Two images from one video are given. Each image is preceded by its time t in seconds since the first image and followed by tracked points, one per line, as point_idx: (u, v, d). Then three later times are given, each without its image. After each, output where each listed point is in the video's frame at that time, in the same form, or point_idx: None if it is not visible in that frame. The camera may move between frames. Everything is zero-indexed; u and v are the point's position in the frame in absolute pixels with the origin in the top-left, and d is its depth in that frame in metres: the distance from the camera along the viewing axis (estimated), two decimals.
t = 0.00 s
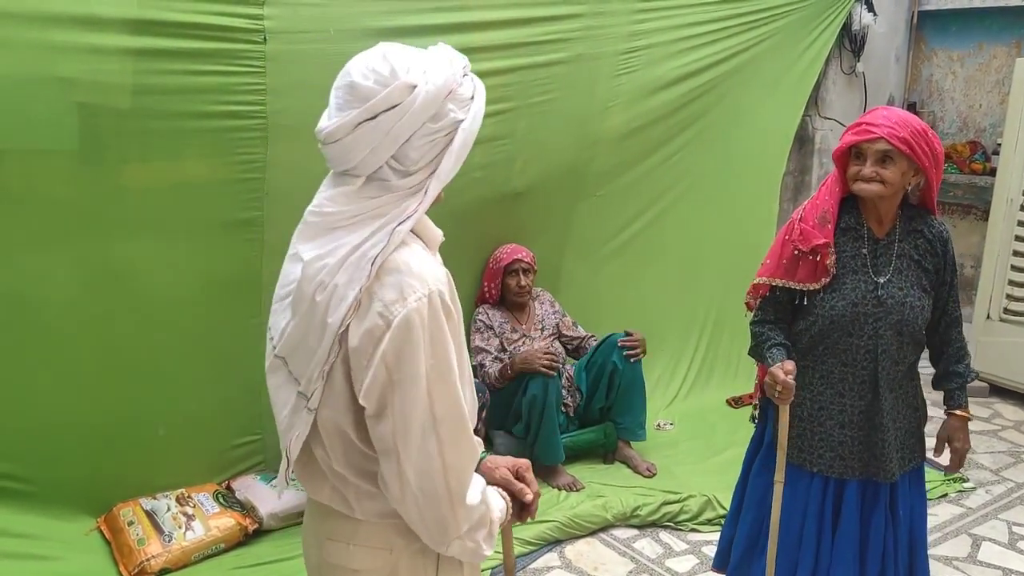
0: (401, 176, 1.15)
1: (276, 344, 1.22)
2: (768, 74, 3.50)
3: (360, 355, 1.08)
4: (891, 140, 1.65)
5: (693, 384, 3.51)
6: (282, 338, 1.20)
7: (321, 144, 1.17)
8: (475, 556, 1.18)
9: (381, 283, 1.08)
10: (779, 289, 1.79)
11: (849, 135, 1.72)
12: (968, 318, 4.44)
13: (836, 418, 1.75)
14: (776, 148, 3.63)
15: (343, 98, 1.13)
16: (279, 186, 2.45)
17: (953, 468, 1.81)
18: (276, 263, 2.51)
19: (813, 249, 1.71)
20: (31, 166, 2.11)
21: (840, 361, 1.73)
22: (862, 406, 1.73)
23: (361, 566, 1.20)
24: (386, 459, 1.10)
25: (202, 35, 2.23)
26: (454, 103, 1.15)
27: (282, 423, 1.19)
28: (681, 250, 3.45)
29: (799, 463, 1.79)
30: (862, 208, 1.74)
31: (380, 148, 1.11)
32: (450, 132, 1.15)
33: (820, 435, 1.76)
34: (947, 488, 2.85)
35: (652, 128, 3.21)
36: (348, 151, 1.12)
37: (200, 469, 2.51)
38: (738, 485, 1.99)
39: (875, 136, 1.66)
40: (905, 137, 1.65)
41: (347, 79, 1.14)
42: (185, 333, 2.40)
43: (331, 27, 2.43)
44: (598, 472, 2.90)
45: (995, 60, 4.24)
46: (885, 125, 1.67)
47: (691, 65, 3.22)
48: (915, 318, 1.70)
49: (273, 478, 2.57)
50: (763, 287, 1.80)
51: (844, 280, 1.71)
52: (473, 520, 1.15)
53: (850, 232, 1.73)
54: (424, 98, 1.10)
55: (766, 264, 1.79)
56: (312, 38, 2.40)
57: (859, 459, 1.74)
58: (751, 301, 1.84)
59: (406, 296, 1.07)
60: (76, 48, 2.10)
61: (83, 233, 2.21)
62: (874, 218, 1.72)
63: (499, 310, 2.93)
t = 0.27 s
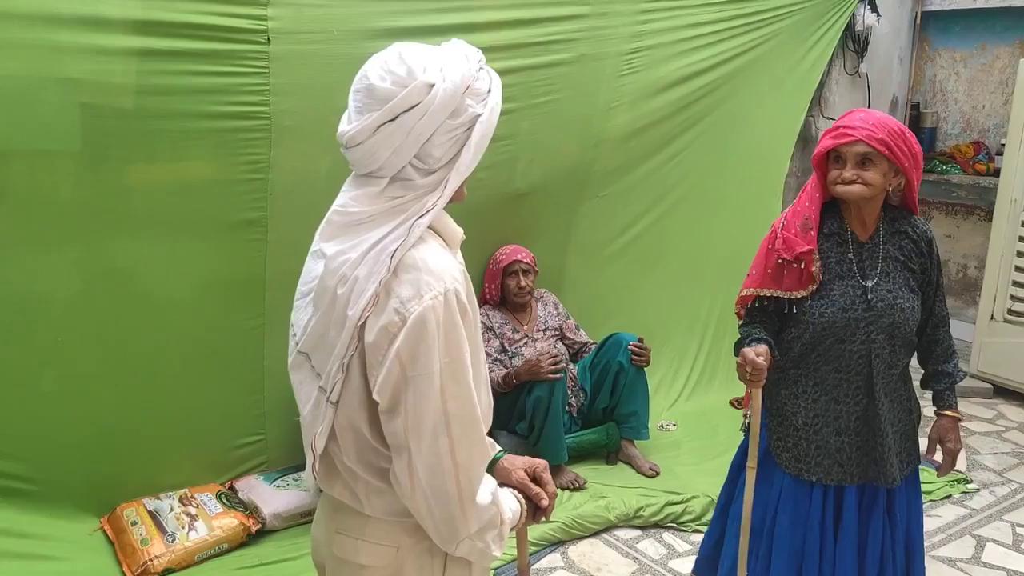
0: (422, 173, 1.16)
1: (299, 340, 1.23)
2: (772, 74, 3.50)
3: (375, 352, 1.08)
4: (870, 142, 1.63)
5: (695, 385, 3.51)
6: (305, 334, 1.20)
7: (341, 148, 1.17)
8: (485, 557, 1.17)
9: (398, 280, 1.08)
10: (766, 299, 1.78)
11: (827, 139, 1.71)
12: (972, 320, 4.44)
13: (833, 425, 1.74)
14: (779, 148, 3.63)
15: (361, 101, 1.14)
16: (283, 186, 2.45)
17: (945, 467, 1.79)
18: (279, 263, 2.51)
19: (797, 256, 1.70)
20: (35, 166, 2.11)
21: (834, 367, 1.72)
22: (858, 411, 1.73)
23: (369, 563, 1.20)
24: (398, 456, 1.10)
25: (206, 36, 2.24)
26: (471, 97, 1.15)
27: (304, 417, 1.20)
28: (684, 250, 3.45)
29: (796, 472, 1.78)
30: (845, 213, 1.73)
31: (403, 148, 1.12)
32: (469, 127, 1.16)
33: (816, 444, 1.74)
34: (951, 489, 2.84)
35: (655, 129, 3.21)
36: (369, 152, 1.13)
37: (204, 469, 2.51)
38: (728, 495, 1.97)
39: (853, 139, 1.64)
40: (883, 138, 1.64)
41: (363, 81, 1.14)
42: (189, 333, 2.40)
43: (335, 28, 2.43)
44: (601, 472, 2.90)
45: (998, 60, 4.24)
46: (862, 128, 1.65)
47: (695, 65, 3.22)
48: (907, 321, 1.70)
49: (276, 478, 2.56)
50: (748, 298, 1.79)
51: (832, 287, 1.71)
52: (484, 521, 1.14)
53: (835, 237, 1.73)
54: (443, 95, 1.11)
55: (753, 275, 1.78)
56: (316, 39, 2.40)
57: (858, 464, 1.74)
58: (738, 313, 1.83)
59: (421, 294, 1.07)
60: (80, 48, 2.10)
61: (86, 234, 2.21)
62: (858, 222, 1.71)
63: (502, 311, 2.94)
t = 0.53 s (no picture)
0: (434, 178, 1.16)
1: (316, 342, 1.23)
2: (775, 75, 3.50)
3: (393, 350, 1.09)
4: (819, 143, 1.63)
5: (699, 385, 3.51)
6: (321, 335, 1.20)
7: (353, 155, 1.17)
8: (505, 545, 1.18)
9: (413, 280, 1.09)
10: (729, 310, 1.77)
11: (778, 143, 1.70)
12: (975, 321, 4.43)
13: (809, 434, 1.70)
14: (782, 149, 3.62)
15: (372, 111, 1.13)
16: (286, 186, 2.45)
17: (918, 471, 1.77)
18: (282, 264, 2.51)
19: (756, 265, 1.69)
20: (39, 167, 2.11)
21: (805, 375, 1.70)
22: (833, 419, 1.70)
23: (386, 559, 1.20)
24: (419, 451, 1.11)
25: (210, 36, 2.24)
26: (480, 101, 1.14)
27: (325, 419, 1.20)
28: (687, 251, 3.45)
29: (776, 484, 1.73)
30: (803, 218, 1.72)
31: (415, 156, 1.12)
32: (478, 130, 1.15)
33: (791, 454, 1.71)
34: (955, 490, 2.84)
35: (659, 129, 3.21)
36: (382, 161, 1.13)
37: (207, 469, 2.51)
38: (710, 511, 1.91)
39: (803, 140, 1.64)
40: (833, 138, 1.63)
41: (373, 89, 1.14)
42: (193, 333, 2.40)
43: (338, 28, 2.43)
44: (605, 473, 2.90)
45: (1002, 61, 4.21)
46: (811, 129, 1.65)
47: (698, 66, 3.22)
48: (875, 324, 1.67)
49: (280, 478, 2.57)
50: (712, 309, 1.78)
51: (794, 294, 1.69)
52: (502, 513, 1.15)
53: (794, 243, 1.71)
54: (452, 101, 1.10)
55: (715, 285, 1.78)
56: (320, 40, 2.40)
57: (837, 473, 1.71)
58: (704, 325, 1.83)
59: (437, 292, 1.07)
60: (84, 49, 2.10)
61: (90, 234, 2.21)
62: (817, 226, 1.71)
63: (503, 311, 2.92)
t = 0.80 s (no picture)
0: (489, 178, 1.16)
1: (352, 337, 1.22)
2: (780, 75, 3.49)
3: (439, 344, 1.09)
4: (785, 145, 1.62)
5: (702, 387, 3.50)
6: (360, 329, 1.19)
7: (407, 156, 1.16)
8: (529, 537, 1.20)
9: (464, 275, 1.10)
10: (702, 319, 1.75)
11: (745, 147, 1.69)
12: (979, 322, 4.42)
13: (783, 442, 1.69)
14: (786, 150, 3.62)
15: (431, 111, 1.12)
16: (290, 187, 2.45)
17: (880, 479, 1.68)
18: (286, 264, 2.51)
19: (727, 272, 1.67)
20: (44, 167, 2.12)
21: (779, 382, 1.68)
22: (806, 427, 1.68)
23: (411, 556, 1.21)
24: (448, 448, 1.11)
25: (214, 38, 2.24)
26: (537, 102, 1.15)
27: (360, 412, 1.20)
28: (691, 252, 3.45)
29: (749, 490, 1.73)
30: (774, 223, 1.70)
31: (475, 157, 1.12)
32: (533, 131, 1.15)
33: (764, 461, 1.70)
34: (959, 492, 2.84)
35: (663, 130, 3.20)
36: (440, 162, 1.12)
37: (211, 470, 2.51)
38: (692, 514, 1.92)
39: (770, 143, 1.63)
40: (799, 139, 1.62)
41: (431, 90, 1.12)
42: (197, 334, 2.40)
43: (342, 29, 2.43)
44: (608, 474, 2.89)
45: (1007, 62, 4.18)
46: (777, 131, 1.64)
47: (702, 66, 3.22)
48: (849, 330, 1.63)
49: (283, 479, 2.57)
50: (684, 316, 1.76)
51: (766, 299, 1.67)
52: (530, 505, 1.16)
53: (765, 248, 1.69)
54: (515, 103, 1.10)
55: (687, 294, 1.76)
56: (324, 40, 2.40)
57: (809, 482, 1.69)
58: (677, 334, 1.80)
59: (487, 288, 1.08)
60: (88, 50, 2.10)
61: (94, 235, 2.21)
62: (789, 229, 1.68)
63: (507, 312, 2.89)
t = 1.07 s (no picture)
0: (578, 194, 1.13)
1: (414, 346, 1.15)
2: (781, 76, 3.49)
3: (510, 363, 1.04)
4: (784, 146, 1.60)
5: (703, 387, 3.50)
6: (424, 339, 1.13)
7: (495, 165, 1.12)
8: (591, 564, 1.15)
9: (542, 294, 1.05)
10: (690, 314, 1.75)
11: (744, 145, 1.67)
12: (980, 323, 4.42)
13: (762, 443, 1.68)
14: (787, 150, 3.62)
15: (528, 124, 1.08)
16: (291, 188, 2.45)
17: (859, 491, 1.67)
18: (287, 264, 2.51)
19: (713, 269, 1.67)
20: (45, 168, 2.12)
21: (761, 382, 1.68)
22: (785, 430, 1.66)
23: None
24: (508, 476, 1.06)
25: (215, 38, 2.24)
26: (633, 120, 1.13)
27: (421, 429, 1.14)
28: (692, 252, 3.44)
29: (729, 488, 1.74)
30: (767, 222, 1.70)
31: (573, 171, 1.09)
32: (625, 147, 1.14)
33: (744, 460, 1.71)
34: (960, 493, 2.84)
35: (664, 130, 3.20)
36: (537, 177, 1.08)
37: (212, 470, 2.51)
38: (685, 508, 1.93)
39: (768, 142, 1.61)
40: (799, 140, 1.60)
41: (529, 101, 1.09)
42: (197, 334, 2.40)
43: (343, 29, 2.43)
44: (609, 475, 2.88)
45: (1008, 62, 4.18)
46: (777, 130, 1.62)
47: (703, 67, 3.22)
48: (835, 334, 1.61)
49: (284, 479, 2.57)
50: (673, 311, 1.77)
51: (751, 299, 1.67)
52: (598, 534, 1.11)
53: (755, 247, 1.69)
54: (618, 120, 1.08)
55: (676, 288, 1.76)
56: (325, 40, 2.40)
57: (787, 487, 1.67)
58: (668, 329, 1.80)
59: (567, 311, 1.04)
60: (90, 50, 2.10)
61: (94, 235, 2.21)
62: (781, 230, 1.68)
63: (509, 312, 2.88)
